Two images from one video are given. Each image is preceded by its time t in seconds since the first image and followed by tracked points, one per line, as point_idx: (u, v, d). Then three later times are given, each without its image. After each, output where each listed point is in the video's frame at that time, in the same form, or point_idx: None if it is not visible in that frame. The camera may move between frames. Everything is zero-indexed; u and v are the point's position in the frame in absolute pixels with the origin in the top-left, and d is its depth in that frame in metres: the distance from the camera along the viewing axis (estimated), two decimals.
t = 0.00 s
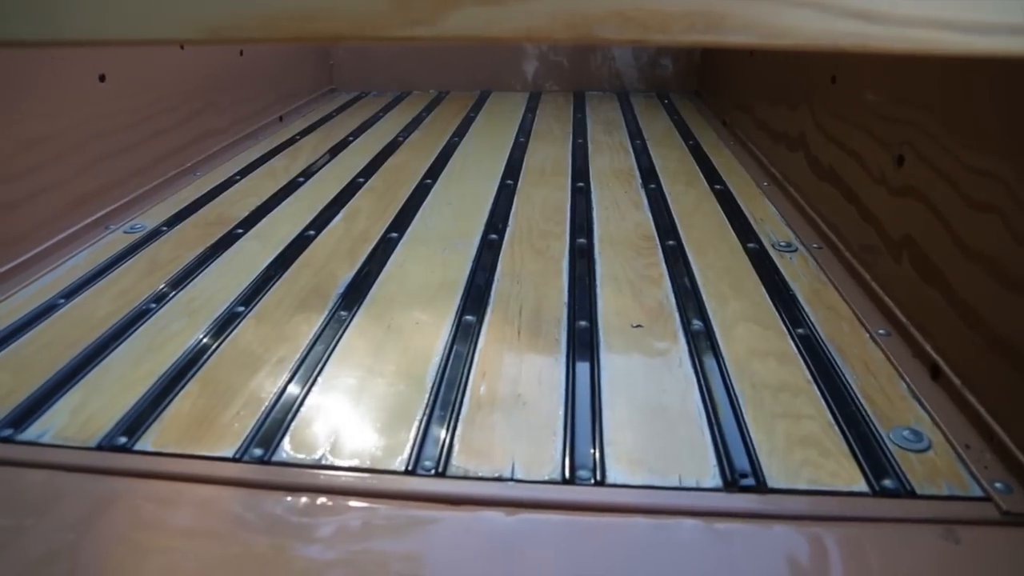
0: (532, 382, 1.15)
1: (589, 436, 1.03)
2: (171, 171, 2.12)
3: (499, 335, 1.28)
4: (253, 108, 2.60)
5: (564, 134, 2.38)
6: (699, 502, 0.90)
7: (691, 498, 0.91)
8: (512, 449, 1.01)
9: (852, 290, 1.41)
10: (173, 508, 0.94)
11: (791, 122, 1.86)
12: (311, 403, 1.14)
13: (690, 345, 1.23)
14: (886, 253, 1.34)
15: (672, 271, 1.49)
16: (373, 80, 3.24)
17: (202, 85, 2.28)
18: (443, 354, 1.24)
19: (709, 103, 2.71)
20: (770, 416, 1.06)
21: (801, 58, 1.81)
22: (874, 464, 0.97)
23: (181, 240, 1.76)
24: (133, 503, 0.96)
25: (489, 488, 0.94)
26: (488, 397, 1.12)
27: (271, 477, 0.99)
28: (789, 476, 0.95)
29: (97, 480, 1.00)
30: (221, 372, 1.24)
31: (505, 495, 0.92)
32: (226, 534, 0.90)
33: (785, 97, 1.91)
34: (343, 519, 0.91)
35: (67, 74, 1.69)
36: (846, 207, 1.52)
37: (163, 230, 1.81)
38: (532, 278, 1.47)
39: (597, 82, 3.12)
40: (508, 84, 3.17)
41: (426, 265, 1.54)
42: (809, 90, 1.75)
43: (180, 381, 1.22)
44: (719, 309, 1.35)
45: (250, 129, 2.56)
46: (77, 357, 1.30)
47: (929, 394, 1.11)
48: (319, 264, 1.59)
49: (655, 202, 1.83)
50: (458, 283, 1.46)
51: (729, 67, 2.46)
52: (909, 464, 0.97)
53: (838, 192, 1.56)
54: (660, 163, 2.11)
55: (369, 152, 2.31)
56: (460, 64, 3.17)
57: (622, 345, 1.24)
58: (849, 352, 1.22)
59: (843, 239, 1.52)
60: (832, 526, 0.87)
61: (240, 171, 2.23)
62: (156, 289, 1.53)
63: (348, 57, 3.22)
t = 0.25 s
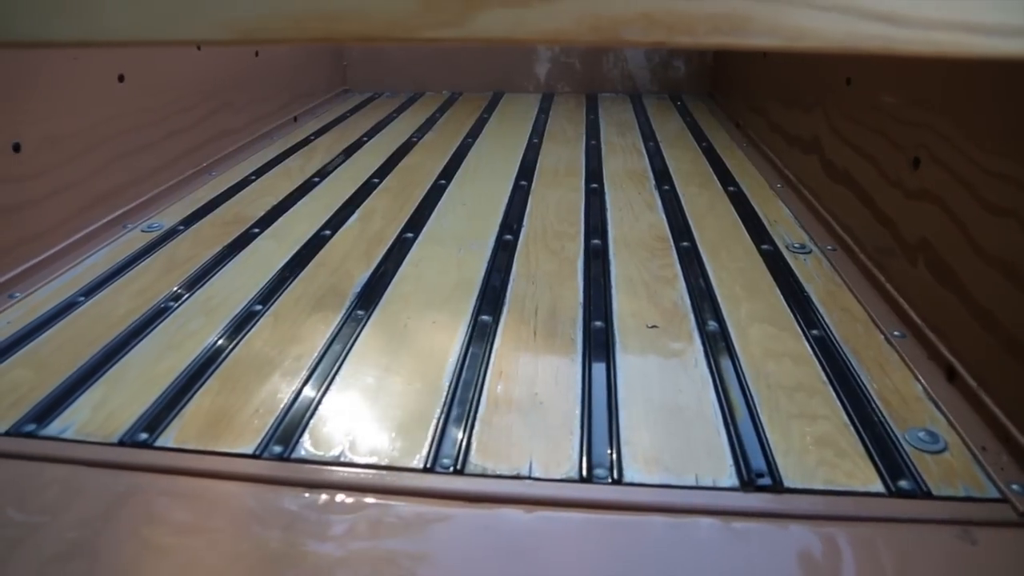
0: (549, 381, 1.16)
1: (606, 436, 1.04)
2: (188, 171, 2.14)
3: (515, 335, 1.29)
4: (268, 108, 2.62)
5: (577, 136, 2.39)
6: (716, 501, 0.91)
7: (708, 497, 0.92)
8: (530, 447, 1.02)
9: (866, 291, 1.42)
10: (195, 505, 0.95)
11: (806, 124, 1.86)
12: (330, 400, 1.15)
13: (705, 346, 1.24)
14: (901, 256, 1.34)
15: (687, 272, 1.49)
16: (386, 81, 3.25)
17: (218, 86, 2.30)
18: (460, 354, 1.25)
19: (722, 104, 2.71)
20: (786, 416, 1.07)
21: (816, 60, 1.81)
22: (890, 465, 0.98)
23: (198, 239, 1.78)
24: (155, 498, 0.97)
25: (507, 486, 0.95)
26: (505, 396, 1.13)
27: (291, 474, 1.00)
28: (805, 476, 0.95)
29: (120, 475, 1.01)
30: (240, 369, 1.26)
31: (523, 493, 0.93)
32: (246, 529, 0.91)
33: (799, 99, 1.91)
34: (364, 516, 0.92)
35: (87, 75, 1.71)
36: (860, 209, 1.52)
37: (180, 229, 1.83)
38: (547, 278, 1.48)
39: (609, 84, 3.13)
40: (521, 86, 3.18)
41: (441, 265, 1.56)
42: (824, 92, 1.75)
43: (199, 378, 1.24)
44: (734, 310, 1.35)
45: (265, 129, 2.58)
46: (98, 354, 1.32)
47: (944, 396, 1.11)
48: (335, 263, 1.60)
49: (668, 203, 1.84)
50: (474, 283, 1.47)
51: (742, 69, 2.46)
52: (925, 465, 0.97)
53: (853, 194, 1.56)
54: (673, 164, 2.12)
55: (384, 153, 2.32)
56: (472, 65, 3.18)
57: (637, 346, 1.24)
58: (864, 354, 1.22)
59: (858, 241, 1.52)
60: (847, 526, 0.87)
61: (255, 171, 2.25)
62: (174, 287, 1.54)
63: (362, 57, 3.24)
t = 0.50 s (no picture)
0: (562, 381, 1.17)
1: (620, 435, 1.04)
2: (200, 171, 2.15)
3: (527, 335, 1.30)
4: (279, 109, 2.63)
5: (588, 137, 2.40)
6: (730, 501, 0.91)
7: (722, 497, 0.92)
8: (544, 446, 1.02)
9: (878, 293, 1.42)
10: (212, 501, 0.96)
11: (817, 126, 1.87)
12: (344, 399, 1.16)
13: (718, 347, 1.24)
14: (914, 257, 1.34)
15: (698, 273, 1.50)
16: (397, 82, 3.27)
17: (231, 86, 2.31)
18: (473, 353, 1.26)
19: (732, 106, 2.71)
20: (799, 417, 1.07)
21: (828, 62, 1.81)
22: (904, 466, 0.98)
23: (211, 239, 1.79)
24: (171, 495, 0.98)
25: (522, 484, 0.95)
26: (518, 395, 1.14)
27: (306, 471, 1.01)
28: (819, 476, 0.95)
29: (136, 472, 1.02)
30: (254, 368, 1.27)
31: (537, 492, 0.94)
32: (262, 526, 0.92)
33: (811, 101, 1.91)
34: (381, 514, 0.93)
35: (103, 75, 1.73)
36: (872, 211, 1.52)
37: (193, 229, 1.84)
38: (559, 279, 1.48)
39: (619, 85, 3.13)
40: (531, 87, 3.19)
41: (453, 265, 1.56)
42: (835, 94, 1.75)
43: (214, 376, 1.25)
44: (746, 311, 1.35)
45: (276, 130, 2.60)
46: (113, 351, 1.33)
47: (958, 397, 1.11)
48: (348, 263, 1.61)
49: (679, 204, 1.84)
50: (486, 283, 1.48)
51: (753, 70, 2.47)
52: (939, 466, 0.97)
53: (865, 196, 1.56)
54: (684, 165, 2.12)
55: (395, 153, 2.33)
56: (482, 67, 3.19)
57: (650, 346, 1.25)
58: (877, 355, 1.22)
59: (870, 243, 1.52)
60: (860, 526, 0.87)
61: (267, 171, 2.26)
62: (188, 286, 1.56)
63: (372, 58, 3.25)
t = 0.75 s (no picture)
0: (575, 381, 1.17)
1: (633, 436, 1.04)
2: (212, 170, 2.16)
3: (540, 335, 1.30)
4: (290, 108, 2.64)
5: (598, 137, 2.40)
6: (744, 501, 0.91)
7: (736, 497, 0.92)
8: (557, 446, 1.03)
9: (891, 294, 1.41)
10: (226, 499, 0.97)
11: (829, 127, 1.86)
12: (357, 398, 1.16)
13: (730, 347, 1.24)
14: (927, 259, 1.34)
15: (710, 274, 1.49)
16: (407, 82, 3.27)
17: (243, 86, 2.32)
18: (485, 353, 1.26)
19: (743, 106, 2.71)
20: (812, 418, 1.07)
21: (840, 63, 1.80)
22: (919, 467, 0.97)
23: (223, 238, 1.80)
24: (186, 493, 0.98)
25: (535, 484, 0.96)
26: (531, 395, 1.14)
27: (320, 469, 1.01)
28: (833, 477, 0.95)
29: (151, 470, 1.03)
30: (268, 366, 1.27)
31: (551, 491, 0.94)
32: (276, 523, 0.93)
33: (823, 102, 1.91)
34: (396, 512, 0.93)
35: (117, 75, 1.74)
36: (885, 212, 1.52)
37: (205, 228, 1.85)
38: (571, 279, 1.48)
39: (629, 86, 3.13)
40: (541, 88, 3.19)
41: (465, 265, 1.57)
42: (848, 95, 1.75)
43: (227, 375, 1.26)
44: (759, 312, 1.35)
45: (287, 130, 2.60)
46: (127, 350, 1.34)
47: (972, 399, 1.11)
48: (360, 263, 1.62)
49: (691, 205, 1.84)
50: (498, 283, 1.48)
51: (764, 71, 2.46)
52: (954, 468, 0.97)
53: (877, 197, 1.56)
54: (695, 166, 2.12)
55: (406, 153, 2.34)
56: (493, 67, 3.19)
57: (662, 347, 1.25)
58: (890, 356, 1.22)
59: (883, 244, 1.52)
60: (874, 527, 0.87)
61: (279, 171, 2.27)
62: (201, 286, 1.56)
63: (382, 59, 3.26)
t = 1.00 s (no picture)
0: (585, 381, 1.17)
1: (643, 436, 1.04)
2: (221, 171, 2.17)
3: (549, 335, 1.30)
4: (298, 109, 2.65)
5: (606, 137, 2.40)
6: (755, 501, 0.91)
7: (747, 497, 0.92)
8: (567, 446, 1.03)
9: (902, 293, 1.41)
10: (237, 499, 0.97)
11: (838, 127, 1.85)
12: (367, 399, 1.17)
13: (740, 347, 1.24)
14: (938, 258, 1.33)
15: (719, 273, 1.49)
16: (414, 83, 3.28)
17: (251, 88, 2.33)
18: (495, 353, 1.26)
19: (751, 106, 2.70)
20: (823, 418, 1.06)
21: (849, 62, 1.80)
22: (931, 467, 0.97)
23: (232, 239, 1.80)
24: (197, 493, 0.99)
25: (546, 484, 0.95)
26: (541, 395, 1.14)
27: (331, 469, 1.01)
28: (844, 477, 0.95)
29: (162, 470, 1.03)
30: (277, 367, 1.28)
31: (561, 491, 0.94)
32: (287, 523, 0.93)
33: (832, 101, 1.90)
34: (407, 512, 0.93)
35: (127, 76, 1.75)
36: (895, 212, 1.51)
37: (215, 229, 1.86)
38: (580, 279, 1.48)
39: (637, 86, 3.13)
40: (548, 88, 3.19)
41: (474, 265, 1.57)
42: (857, 94, 1.74)
43: (237, 376, 1.26)
44: (768, 312, 1.35)
45: (296, 131, 2.61)
46: (138, 350, 1.35)
47: (984, 399, 1.10)
48: (369, 263, 1.62)
49: (699, 205, 1.83)
50: (507, 283, 1.48)
51: (772, 70, 2.45)
52: (966, 469, 0.97)
53: (887, 197, 1.55)
54: (703, 166, 2.12)
55: (413, 154, 2.34)
56: (500, 68, 3.19)
57: (672, 347, 1.24)
58: (901, 356, 1.22)
59: (893, 243, 1.51)
60: (886, 527, 0.87)
61: (287, 172, 2.27)
62: (210, 286, 1.57)
63: (390, 60, 3.26)
